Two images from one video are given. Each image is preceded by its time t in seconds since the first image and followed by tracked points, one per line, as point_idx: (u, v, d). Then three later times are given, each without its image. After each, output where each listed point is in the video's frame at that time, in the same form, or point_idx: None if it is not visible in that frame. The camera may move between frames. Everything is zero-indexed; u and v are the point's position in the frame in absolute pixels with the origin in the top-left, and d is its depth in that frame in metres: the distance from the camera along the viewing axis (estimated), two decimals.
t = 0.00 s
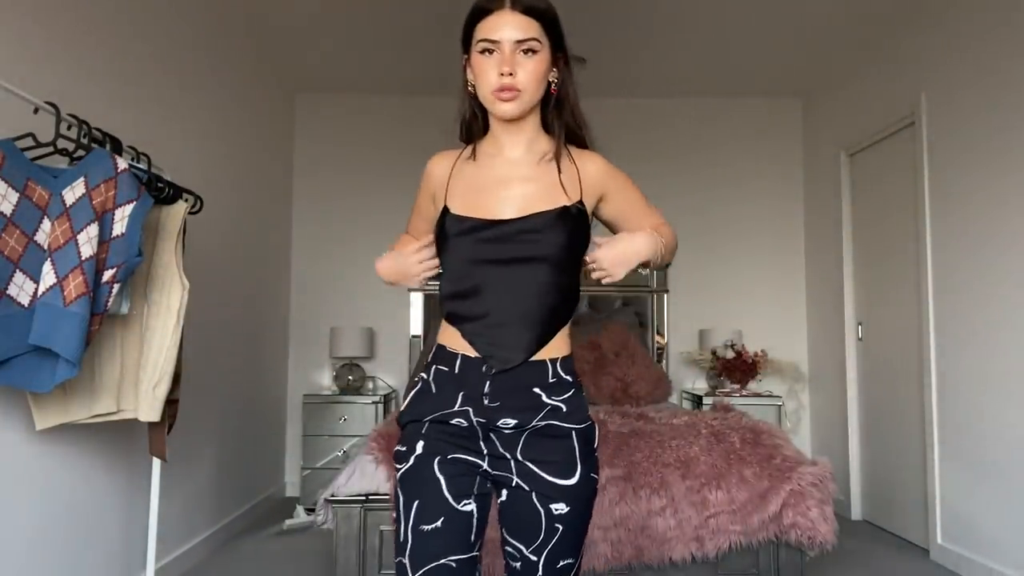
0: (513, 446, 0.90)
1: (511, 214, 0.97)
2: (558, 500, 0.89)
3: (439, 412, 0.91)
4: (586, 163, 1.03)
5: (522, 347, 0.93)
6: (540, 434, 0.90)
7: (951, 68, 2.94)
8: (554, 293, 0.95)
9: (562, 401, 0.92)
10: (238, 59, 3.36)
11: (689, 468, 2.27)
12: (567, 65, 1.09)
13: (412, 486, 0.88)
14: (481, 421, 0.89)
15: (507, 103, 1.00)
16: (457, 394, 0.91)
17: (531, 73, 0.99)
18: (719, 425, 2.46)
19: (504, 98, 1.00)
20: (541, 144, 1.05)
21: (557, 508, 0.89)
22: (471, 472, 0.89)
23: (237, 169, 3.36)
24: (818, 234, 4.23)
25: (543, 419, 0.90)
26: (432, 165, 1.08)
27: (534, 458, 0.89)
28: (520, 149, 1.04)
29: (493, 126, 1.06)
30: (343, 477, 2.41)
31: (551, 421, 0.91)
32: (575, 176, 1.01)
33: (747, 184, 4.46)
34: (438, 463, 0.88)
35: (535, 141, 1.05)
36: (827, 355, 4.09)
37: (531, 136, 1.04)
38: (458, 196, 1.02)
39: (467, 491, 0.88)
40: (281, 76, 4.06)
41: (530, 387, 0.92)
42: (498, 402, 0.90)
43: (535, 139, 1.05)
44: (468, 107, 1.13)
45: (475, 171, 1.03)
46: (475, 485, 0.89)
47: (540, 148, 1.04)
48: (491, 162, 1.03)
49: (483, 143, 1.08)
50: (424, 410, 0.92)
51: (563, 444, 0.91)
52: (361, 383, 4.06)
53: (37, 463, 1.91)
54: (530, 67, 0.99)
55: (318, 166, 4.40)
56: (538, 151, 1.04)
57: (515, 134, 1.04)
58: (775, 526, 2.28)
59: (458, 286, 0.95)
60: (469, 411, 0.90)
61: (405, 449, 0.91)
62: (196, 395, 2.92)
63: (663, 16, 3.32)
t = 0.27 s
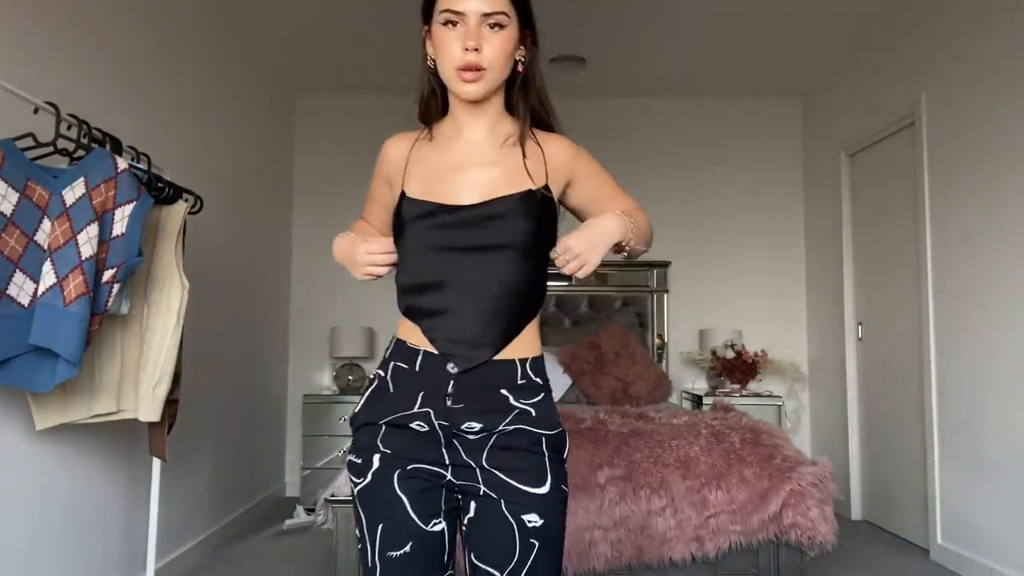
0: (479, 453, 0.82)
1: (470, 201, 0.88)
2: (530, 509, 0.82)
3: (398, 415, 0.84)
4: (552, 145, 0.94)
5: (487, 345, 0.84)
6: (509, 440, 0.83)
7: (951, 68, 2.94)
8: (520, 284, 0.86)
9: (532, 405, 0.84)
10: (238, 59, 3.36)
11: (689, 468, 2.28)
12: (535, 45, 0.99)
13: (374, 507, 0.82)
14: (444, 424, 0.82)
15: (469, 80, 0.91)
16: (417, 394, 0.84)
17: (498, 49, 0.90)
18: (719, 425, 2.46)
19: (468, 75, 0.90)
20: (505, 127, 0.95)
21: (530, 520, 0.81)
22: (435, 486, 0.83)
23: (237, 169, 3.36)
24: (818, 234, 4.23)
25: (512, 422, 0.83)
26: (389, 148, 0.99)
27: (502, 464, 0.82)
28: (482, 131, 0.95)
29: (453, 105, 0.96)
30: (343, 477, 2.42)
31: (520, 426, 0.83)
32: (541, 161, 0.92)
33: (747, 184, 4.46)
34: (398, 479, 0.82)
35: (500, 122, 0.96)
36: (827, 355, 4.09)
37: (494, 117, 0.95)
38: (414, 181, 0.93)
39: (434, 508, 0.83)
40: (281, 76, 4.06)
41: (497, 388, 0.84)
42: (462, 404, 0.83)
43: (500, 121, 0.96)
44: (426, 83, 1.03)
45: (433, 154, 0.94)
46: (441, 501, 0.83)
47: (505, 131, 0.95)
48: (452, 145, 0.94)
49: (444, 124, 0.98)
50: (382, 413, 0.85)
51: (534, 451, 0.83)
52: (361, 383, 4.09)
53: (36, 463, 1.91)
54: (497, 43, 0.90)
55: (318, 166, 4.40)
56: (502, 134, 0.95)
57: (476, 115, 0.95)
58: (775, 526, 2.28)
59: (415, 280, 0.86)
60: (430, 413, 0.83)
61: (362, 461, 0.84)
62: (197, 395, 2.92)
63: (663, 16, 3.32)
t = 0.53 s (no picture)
0: (467, 447, 0.79)
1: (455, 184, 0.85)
2: (520, 486, 0.78)
3: (382, 417, 0.81)
4: (538, 127, 0.93)
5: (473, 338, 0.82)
6: (498, 429, 0.80)
7: (951, 68, 2.94)
8: (505, 274, 0.83)
9: (522, 393, 0.82)
10: (238, 59, 3.36)
11: (689, 468, 2.28)
12: (521, 16, 0.96)
13: (359, 520, 0.79)
14: (429, 421, 0.80)
15: (453, 54, 0.88)
16: (399, 393, 0.81)
17: (482, 21, 0.88)
18: (719, 425, 2.46)
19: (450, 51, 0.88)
20: (489, 106, 0.93)
21: (518, 497, 0.78)
22: (422, 494, 0.79)
23: (237, 169, 3.36)
24: (818, 234, 4.23)
25: (500, 412, 0.80)
26: (364, 124, 0.95)
27: (491, 450, 0.79)
28: (465, 109, 0.92)
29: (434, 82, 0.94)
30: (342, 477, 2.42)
31: (509, 412, 0.80)
32: (528, 143, 0.91)
33: (747, 184, 4.46)
34: (380, 493, 0.79)
35: (483, 100, 0.93)
36: (827, 355, 4.09)
37: (477, 95, 0.93)
38: (393, 164, 0.90)
39: (419, 516, 0.79)
40: (281, 76, 4.06)
41: (484, 379, 0.81)
42: (448, 399, 0.80)
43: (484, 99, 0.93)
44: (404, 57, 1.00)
45: (414, 134, 0.91)
46: (427, 507, 0.80)
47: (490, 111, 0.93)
48: (434, 125, 0.92)
49: (424, 102, 0.96)
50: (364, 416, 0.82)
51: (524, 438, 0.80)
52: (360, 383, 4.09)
53: (36, 463, 1.91)
54: (481, 16, 0.87)
55: (317, 166, 4.40)
56: (486, 113, 0.93)
57: (458, 93, 0.92)
58: (776, 526, 2.28)
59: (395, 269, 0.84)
60: (414, 411, 0.80)
61: (346, 470, 0.81)
62: (197, 396, 2.92)
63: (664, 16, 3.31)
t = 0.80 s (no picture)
0: (472, 473, 0.75)
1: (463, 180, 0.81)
2: (531, 531, 0.73)
3: (381, 440, 0.76)
4: (559, 118, 0.87)
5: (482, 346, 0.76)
6: (507, 457, 0.75)
7: (951, 68, 2.94)
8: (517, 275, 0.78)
9: (537, 415, 0.76)
10: (238, 59, 3.36)
11: (689, 468, 2.28)
12: None
13: (356, 550, 0.76)
14: (431, 446, 0.75)
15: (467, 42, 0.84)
16: (399, 412, 0.76)
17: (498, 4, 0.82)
18: (718, 425, 2.46)
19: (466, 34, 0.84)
20: (505, 95, 0.89)
21: (528, 544, 0.73)
22: (423, 525, 0.76)
23: (237, 169, 3.36)
24: (818, 234, 4.23)
25: (510, 437, 0.75)
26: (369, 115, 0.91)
27: (499, 485, 0.74)
28: (480, 98, 0.88)
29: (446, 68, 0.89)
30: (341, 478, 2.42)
31: (522, 439, 0.75)
32: (547, 132, 0.86)
33: (747, 184, 4.46)
34: (378, 531, 0.75)
35: (497, 86, 0.89)
36: (827, 355, 4.09)
37: (492, 82, 0.88)
38: (399, 155, 0.86)
39: (421, 548, 0.76)
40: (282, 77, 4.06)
41: (494, 399, 0.76)
42: (453, 421, 0.75)
43: (498, 85, 0.89)
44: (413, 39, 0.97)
45: (424, 124, 0.87)
46: (431, 542, 0.76)
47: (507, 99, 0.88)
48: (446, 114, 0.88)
49: (436, 88, 0.91)
50: (362, 438, 0.78)
51: (538, 469, 0.75)
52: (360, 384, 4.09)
53: (35, 464, 1.90)
54: None
55: (318, 166, 4.40)
56: (501, 101, 0.88)
57: (472, 81, 0.88)
58: (776, 526, 2.28)
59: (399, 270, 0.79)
60: (415, 434, 0.75)
61: (344, 493, 0.78)
62: (197, 394, 2.93)
63: (663, 16, 3.32)
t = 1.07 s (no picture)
0: (510, 485, 0.68)
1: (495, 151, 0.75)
2: (573, 554, 0.67)
3: (407, 454, 0.70)
4: (598, 96, 0.83)
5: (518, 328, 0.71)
6: (549, 466, 0.69)
7: (951, 67, 2.94)
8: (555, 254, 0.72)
9: (581, 416, 0.70)
10: (238, 58, 3.36)
11: (689, 468, 2.27)
12: None
13: None
14: (465, 456, 0.68)
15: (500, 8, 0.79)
16: (427, 420, 0.70)
17: None
18: (718, 425, 2.46)
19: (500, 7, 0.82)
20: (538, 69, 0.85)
21: (569, 569, 0.66)
22: (456, 546, 0.69)
23: (237, 169, 3.36)
24: (818, 234, 4.23)
25: (552, 443, 0.69)
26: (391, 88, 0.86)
27: (541, 501, 0.68)
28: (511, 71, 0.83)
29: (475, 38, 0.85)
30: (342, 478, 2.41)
31: (565, 444, 0.69)
32: (585, 107, 0.81)
33: (747, 184, 4.46)
34: (405, 554, 0.69)
35: (529, 58, 0.84)
36: (827, 355, 4.09)
37: (525, 55, 0.84)
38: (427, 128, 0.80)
39: None
40: (282, 76, 4.06)
41: (534, 400, 0.70)
42: (487, 427, 0.69)
43: (530, 57, 0.85)
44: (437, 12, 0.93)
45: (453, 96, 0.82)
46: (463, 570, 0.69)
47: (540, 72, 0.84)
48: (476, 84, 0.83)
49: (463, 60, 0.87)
50: (385, 452, 0.71)
51: (581, 478, 0.68)
52: (361, 384, 4.08)
53: (35, 463, 1.90)
54: None
55: (318, 166, 4.40)
56: (533, 74, 0.84)
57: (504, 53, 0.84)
58: (775, 526, 2.28)
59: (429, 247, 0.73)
60: (445, 443, 0.69)
61: (364, 518, 0.71)
62: (198, 394, 2.93)
63: (663, 16, 3.32)
